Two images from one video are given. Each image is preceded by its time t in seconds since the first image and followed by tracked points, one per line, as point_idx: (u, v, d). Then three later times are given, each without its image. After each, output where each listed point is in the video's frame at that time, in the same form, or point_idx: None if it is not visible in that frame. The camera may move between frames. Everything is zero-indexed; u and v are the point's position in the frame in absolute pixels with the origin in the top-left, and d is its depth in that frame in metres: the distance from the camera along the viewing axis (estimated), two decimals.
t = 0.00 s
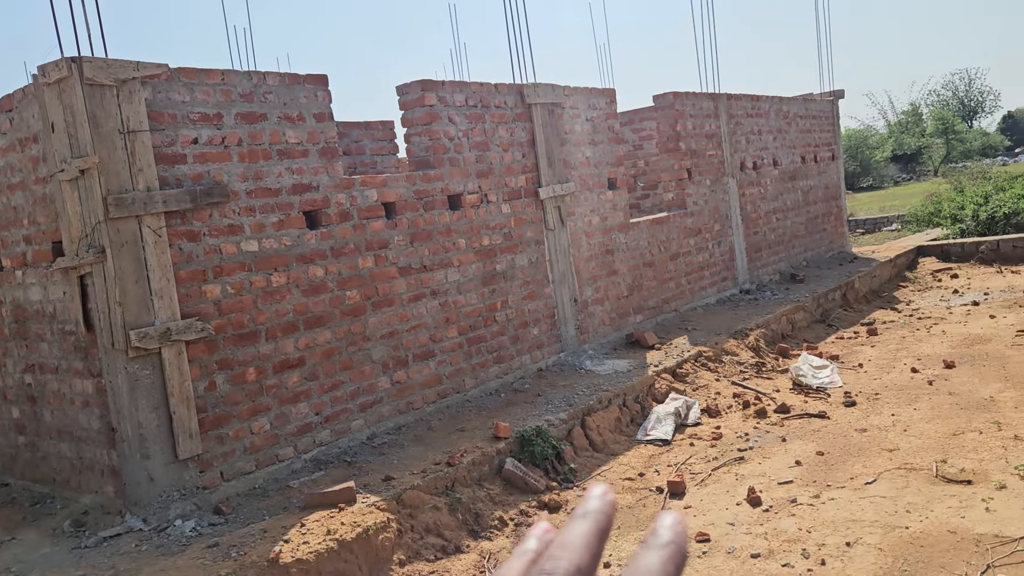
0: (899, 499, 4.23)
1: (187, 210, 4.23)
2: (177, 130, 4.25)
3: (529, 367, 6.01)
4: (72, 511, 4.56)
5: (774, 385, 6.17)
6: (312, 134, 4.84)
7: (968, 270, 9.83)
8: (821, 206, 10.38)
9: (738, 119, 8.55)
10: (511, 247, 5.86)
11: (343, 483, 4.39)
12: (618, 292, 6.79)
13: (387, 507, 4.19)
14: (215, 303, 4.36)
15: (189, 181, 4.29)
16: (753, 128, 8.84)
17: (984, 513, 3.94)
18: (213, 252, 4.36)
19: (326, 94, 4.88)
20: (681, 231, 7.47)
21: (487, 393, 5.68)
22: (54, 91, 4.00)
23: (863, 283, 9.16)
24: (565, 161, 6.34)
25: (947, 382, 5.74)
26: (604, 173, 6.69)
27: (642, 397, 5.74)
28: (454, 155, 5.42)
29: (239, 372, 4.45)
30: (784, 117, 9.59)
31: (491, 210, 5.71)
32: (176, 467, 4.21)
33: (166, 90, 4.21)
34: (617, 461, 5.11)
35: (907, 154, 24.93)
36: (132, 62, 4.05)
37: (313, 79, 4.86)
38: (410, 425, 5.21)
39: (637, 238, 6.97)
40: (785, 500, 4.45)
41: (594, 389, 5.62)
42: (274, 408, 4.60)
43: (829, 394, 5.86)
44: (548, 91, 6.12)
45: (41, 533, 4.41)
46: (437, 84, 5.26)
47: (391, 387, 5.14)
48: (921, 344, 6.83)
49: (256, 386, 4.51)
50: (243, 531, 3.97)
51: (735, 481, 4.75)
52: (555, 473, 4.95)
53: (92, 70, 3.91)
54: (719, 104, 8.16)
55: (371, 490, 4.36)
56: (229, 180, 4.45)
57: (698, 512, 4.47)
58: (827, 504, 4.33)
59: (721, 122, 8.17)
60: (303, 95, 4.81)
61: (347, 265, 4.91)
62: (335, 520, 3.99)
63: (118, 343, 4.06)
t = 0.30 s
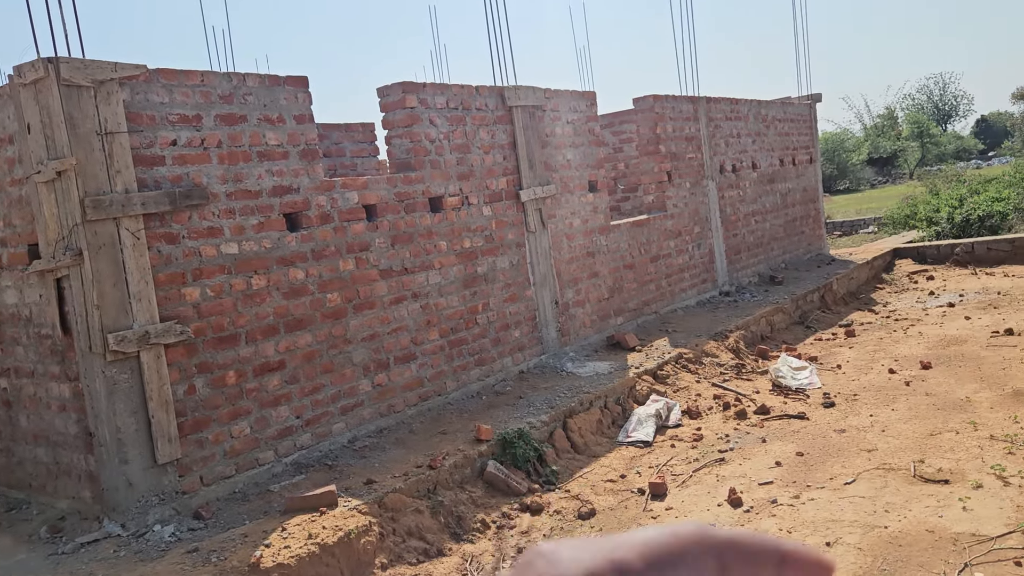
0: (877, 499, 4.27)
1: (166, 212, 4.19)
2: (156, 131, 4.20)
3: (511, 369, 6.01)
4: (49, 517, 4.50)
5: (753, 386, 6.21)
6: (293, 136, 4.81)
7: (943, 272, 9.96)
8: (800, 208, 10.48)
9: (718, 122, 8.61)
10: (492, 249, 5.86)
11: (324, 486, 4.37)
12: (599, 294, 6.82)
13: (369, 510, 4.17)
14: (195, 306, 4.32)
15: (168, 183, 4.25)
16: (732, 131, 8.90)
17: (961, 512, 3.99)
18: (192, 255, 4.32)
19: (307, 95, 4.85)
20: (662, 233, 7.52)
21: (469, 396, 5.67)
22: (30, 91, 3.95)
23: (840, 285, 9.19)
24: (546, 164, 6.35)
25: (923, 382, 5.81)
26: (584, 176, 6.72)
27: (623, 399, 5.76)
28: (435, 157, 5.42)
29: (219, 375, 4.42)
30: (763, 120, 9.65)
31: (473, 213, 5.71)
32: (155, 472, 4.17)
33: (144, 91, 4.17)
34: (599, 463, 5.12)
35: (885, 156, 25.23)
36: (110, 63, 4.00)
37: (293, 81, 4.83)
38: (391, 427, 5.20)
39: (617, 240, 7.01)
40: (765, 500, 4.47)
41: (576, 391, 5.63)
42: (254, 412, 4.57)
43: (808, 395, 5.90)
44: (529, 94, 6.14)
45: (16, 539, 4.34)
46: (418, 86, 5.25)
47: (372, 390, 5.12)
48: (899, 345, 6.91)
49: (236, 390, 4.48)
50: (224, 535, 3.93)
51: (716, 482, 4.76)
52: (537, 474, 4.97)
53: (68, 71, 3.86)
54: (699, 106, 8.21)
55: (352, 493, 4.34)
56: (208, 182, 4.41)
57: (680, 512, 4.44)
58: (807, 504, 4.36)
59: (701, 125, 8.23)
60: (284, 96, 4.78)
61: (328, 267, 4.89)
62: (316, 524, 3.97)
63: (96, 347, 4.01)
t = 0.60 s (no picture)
0: (858, 498, 4.30)
1: (146, 213, 4.14)
2: (135, 132, 4.16)
3: (494, 371, 6.01)
4: (26, 523, 4.43)
5: (736, 387, 6.24)
6: (274, 137, 4.77)
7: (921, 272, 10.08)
8: (780, 210, 10.56)
9: (699, 124, 8.65)
10: (475, 251, 5.86)
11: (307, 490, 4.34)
12: (582, 295, 6.84)
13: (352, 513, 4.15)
14: (175, 308, 4.28)
15: (148, 184, 4.20)
16: (712, 133, 8.96)
17: (941, 510, 4.03)
18: (173, 257, 4.28)
19: (288, 96, 4.82)
20: (644, 235, 7.56)
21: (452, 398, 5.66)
22: (7, 91, 3.89)
23: (819, 286, 9.25)
24: (528, 165, 6.36)
25: (903, 382, 5.87)
26: (567, 177, 6.74)
27: (606, 400, 5.77)
28: (417, 159, 5.41)
29: (200, 378, 4.37)
30: (742, 122, 9.71)
31: (455, 214, 5.71)
32: (135, 476, 4.12)
33: (124, 91, 4.12)
34: (582, 464, 5.11)
35: (863, 159, 25.51)
36: (89, 63, 3.94)
37: (275, 81, 4.79)
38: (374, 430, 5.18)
39: (599, 242, 7.04)
40: (747, 500, 4.49)
41: (559, 392, 5.64)
42: (236, 415, 4.53)
43: (789, 395, 5.94)
44: (511, 95, 6.14)
45: None
46: (400, 87, 5.25)
47: (354, 392, 5.10)
48: (878, 345, 6.98)
49: (217, 393, 4.44)
50: (205, 540, 3.90)
51: (698, 483, 4.77)
52: (521, 476, 4.90)
53: (46, 71, 3.81)
54: (680, 109, 8.25)
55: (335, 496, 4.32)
56: (188, 184, 4.36)
57: (662, 513, 4.46)
58: (789, 504, 4.38)
59: (682, 127, 8.27)
60: (265, 97, 4.74)
61: (310, 269, 4.86)
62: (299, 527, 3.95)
63: (74, 350, 3.95)
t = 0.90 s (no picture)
0: (837, 497, 4.33)
1: (124, 217, 4.11)
2: (113, 135, 4.11)
3: (475, 374, 6.02)
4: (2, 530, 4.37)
5: (716, 388, 6.29)
6: (254, 140, 4.73)
7: (899, 273, 10.21)
8: (759, 212, 10.65)
9: (678, 127, 8.70)
10: (456, 253, 5.86)
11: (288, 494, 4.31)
12: (563, 298, 6.87)
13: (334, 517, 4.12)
14: (154, 312, 4.24)
15: (126, 187, 4.16)
16: (692, 135, 9.01)
17: (919, 508, 4.07)
18: (151, 260, 4.24)
19: (268, 98, 4.78)
20: (624, 237, 7.60)
21: (434, 401, 5.66)
22: None
23: (797, 287, 9.32)
24: (509, 168, 6.38)
25: (881, 382, 5.92)
26: (547, 180, 6.76)
27: (588, 401, 5.79)
28: (398, 161, 5.40)
29: (180, 383, 4.34)
30: (721, 125, 9.77)
31: (436, 217, 5.71)
32: (114, 481, 4.09)
33: (101, 93, 4.07)
34: (564, 466, 5.12)
35: (842, 161, 25.81)
36: (65, 65, 3.89)
37: (254, 84, 4.76)
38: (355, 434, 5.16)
39: (580, 244, 7.07)
40: (728, 500, 4.51)
41: (540, 395, 5.65)
42: (216, 419, 4.49)
43: (769, 396, 5.99)
44: (491, 97, 6.15)
45: None
46: (381, 90, 5.24)
47: (335, 396, 5.08)
48: (856, 346, 7.05)
49: (197, 397, 4.40)
50: (186, 545, 3.86)
51: (680, 484, 4.79)
52: (502, 478, 4.89)
53: (21, 73, 3.76)
54: (660, 111, 8.30)
55: (316, 500, 4.29)
56: (167, 187, 4.33)
57: (644, 514, 4.48)
58: (769, 504, 4.40)
59: (662, 129, 8.31)
60: (244, 99, 4.70)
61: (290, 272, 4.84)
62: (281, 532, 3.92)
63: (51, 355, 3.91)
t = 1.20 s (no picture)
0: (814, 496, 4.37)
1: (99, 221, 4.05)
2: (87, 138, 4.05)
3: (455, 377, 6.02)
4: None
5: (694, 389, 6.33)
6: (231, 143, 4.69)
7: (874, 274, 10.34)
8: (736, 214, 10.75)
9: (656, 130, 8.76)
10: (435, 256, 5.87)
11: (267, 499, 4.27)
12: (542, 300, 6.89)
13: (313, 522, 4.05)
14: (130, 317, 4.18)
15: (101, 191, 4.10)
16: (669, 138, 9.08)
17: (894, 506, 4.11)
18: (127, 264, 4.18)
19: (245, 101, 4.74)
20: (603, 239, 7.65)
21: (413, 404, 5.65)
22: None
23: (774, 288, 9.41)
24: (488, 171, 6.39)
25: (857, 382, 5.99)
26: (526, 183, 6.79)
27: (567, 403, 5.81)
28: (377, 164, 5.40)
29: (156, 388, 4.28)
30: (699, 128, 9.84)
31: (415, 220, 5.71)
32: (89, 489, 4.00)
33: (74, 96, 4.01)
34: (544, 468, 5.13)
35: (819, 163, 26.11)
36: (38, 67, 3.82)
37: (231, 86, 4.71)
38: (334, 438, 5.13)
39: (559, 247, 7.10)
40: (707, 501, 4.53)
41: (520, 397, 5.65)
42: (193, 424, 4.44)
43: (746, 397, 6.04)
44: (470, 100, 6.16)
45: None
46: (358, 93, 5.23)
47: (314, 400, 5.04)
48: (832, 346, 7.12)
49: (173, 403, 4.34)
50: (163, 552, 3.81)
51: (659, 485, 4.82)
52: (482, 481, 4.92)
53: None
54: (637, 114, 8.35)
55: (295, 505, 4.25)
56: (142, 190, 4.27)
57: (624, 515, 4.49)
58: (748, 504, 4.43)
59: (640, 132, 8.37)
60: (221, 102, 4.66)
61: (268, 276, 4.81)
62: (259, 537, 3.86)
63: (25, 360, 3.79)
